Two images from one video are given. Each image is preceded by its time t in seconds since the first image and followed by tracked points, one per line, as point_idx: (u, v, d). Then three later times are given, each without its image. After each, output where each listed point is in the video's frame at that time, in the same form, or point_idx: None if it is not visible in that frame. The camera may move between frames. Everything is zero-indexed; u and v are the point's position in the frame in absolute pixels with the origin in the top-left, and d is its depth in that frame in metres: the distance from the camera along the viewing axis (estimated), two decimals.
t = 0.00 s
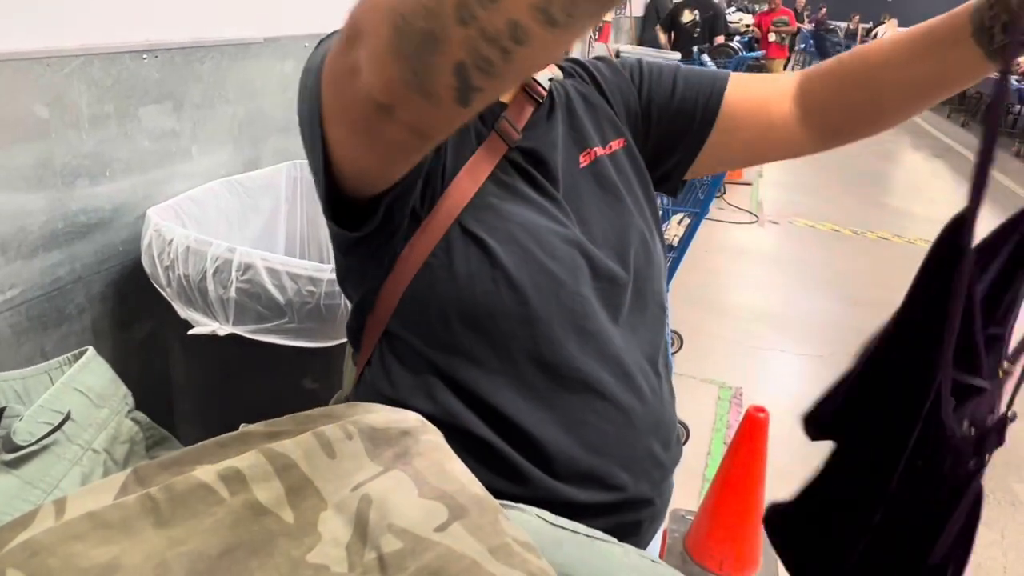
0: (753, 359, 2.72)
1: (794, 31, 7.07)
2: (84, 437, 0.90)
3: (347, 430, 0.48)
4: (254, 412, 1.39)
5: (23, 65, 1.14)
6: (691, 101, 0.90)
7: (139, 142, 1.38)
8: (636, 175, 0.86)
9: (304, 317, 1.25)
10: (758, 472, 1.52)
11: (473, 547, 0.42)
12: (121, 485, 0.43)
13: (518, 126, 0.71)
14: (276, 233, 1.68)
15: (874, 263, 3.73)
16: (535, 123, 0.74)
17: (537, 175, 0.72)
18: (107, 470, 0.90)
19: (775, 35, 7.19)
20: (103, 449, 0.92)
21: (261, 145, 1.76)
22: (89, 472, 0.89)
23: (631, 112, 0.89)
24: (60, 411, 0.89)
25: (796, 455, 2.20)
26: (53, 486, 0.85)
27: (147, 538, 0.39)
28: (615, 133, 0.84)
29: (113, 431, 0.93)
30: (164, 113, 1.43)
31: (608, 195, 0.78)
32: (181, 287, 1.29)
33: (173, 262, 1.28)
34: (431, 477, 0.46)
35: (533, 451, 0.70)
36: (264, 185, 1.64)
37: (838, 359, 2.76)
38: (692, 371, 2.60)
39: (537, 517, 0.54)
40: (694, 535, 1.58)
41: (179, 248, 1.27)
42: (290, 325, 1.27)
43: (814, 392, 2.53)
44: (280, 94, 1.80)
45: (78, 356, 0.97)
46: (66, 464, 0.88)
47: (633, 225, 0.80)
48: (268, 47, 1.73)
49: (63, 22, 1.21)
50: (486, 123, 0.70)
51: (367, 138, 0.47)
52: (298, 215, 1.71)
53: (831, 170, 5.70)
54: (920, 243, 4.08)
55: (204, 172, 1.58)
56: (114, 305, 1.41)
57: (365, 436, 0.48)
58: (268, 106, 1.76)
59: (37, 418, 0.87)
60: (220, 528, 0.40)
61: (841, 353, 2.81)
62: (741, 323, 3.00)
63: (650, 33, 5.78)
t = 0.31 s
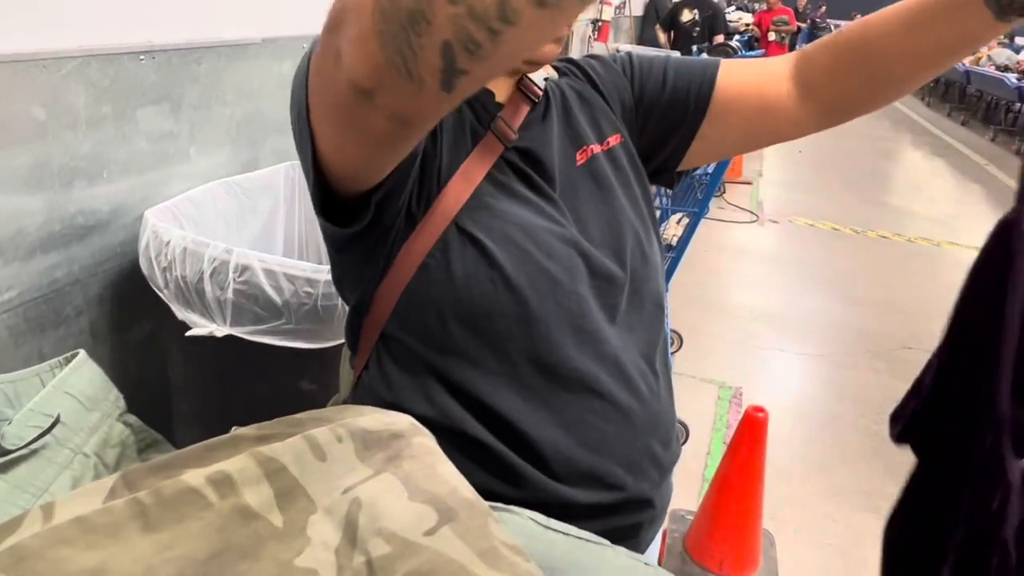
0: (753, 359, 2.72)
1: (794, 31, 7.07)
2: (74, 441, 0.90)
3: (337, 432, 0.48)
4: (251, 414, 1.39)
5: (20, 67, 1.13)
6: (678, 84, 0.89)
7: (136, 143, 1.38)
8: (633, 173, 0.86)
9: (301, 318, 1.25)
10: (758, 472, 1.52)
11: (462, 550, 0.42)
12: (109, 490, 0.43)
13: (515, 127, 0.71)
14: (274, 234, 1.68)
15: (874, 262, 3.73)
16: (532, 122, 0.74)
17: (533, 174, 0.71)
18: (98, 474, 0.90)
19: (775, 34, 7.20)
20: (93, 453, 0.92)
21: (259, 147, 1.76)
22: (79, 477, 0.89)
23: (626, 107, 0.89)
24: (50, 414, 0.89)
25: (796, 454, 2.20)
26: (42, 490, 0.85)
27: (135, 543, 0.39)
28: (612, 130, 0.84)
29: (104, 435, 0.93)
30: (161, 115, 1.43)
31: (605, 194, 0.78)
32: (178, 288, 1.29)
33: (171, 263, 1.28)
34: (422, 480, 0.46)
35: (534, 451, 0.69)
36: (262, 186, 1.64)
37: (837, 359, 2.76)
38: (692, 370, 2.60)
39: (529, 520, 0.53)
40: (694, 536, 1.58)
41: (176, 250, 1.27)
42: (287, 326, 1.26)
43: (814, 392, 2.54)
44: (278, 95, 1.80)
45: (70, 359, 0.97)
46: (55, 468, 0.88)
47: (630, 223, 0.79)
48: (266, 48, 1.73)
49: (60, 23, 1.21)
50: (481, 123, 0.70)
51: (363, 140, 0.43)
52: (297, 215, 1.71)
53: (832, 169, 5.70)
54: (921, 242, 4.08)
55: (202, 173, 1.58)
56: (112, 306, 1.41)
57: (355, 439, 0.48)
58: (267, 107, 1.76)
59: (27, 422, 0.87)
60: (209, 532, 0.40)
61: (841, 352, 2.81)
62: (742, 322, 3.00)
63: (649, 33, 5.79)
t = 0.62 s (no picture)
0: (762, 355, 2.71)
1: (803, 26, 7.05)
2: (92, 435, 0.92)
3: (349, 426, 0.49)
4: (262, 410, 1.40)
5: (31, 68, 1.14)
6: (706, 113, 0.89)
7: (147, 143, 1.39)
8: (648, 180, 0.85)
9: (311, 316, 1.26)
10: (766, 467, 1.52)
11: (472, 542, 0.42)
12: (126, 483, 0.44)
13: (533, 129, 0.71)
14: (283, 233, 1.69)
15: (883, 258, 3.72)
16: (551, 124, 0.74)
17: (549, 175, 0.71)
18: (116, 465, 0.90)
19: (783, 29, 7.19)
20: (111, 447, 0.92)
21: (268, 145, 1.78)
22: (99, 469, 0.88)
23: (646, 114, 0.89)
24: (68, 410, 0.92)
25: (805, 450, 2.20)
26: (62, 482, 0.84)
27: (152, 534, 0.39)
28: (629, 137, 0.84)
29: (121, 428, 0.94)
30: (171, 115, 1.44)
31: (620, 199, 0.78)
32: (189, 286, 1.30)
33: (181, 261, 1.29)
34: (433, 474, 0.47)
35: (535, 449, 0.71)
36: (271, 185, 1.65)
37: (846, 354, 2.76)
38: (700, 366, 2.60)
39: (535, 511, 0.54)
40: (701, 531, 1.59)
41: (187, 248, 1.28)
42: (297, 323, 1.28)
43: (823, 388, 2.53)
44: (287, 94, 1.81)
45: (86, 357, 1.00)
46: (75, 461, 0.87)
47: (647, 224, 0.79)
48: (274, 47, 1.74)
49: (71, 25, 1.23)
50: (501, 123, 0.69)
51: (434, 196, 0.43)
52: (306, 213, 1.73)
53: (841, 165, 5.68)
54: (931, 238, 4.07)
55: (211, 172, 1.59)
56: (123, 304, 1.42)
57: (366, 433, 0.49)
58: (275, 106, 1.77)
59: (45, 418, 0.90)
60: (223, 523, 0.41)
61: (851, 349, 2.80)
62: (750, 319, 2.99)
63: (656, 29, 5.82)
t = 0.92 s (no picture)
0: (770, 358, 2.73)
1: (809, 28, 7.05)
2: (126, 439, 0.94)
3: (372, 430, 0.51)
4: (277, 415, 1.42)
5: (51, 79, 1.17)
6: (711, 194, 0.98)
7: (163, 151, 1.42)
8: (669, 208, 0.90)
9: (324, 321, 1.28)
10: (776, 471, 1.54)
11: (493, 540, 0.44)
12: (164, 484, 0.46)
13: (552, 149, 0.75)
14: (296, 239, 1.72)
15: (892, 261, 3.72)
16: (574, 143, 0.78)
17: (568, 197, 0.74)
18: (148, 471, 0.94)
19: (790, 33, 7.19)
20: (143, 450, 0.96)
21: (281, 153, 1.81)
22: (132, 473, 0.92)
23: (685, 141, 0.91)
24: (104, 414, 0.93)
25: (813, 454, 2.21)
26: (100, 485, 0.89)
27: (189, 534, 0.42)
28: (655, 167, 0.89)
29: (152, 433, 0.97)
30: (186, 123, 1.47)
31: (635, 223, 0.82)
32: (205, 292, 1.33)
33: (198, 268, 1.32)
34: (453, 477, 0.49)
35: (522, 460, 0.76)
36: (284, 192, 1.68)
37: (853, 357, 2.76)
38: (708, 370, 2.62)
39: (549, 513, 0.56)
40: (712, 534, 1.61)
41: (203, 255, 1.31)
42: (311, 328, 1.30)
43: (832, 392, 2.54)
44: (299, 102, 1.84)
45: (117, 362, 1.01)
46: (111, 465, 0.91)
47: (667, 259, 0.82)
48: (287, 56, 1.77)
49: (89, 36, 1.26)
50: (524, 139, 0.75)
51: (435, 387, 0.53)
52: (318, 219, 1.76)
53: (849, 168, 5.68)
54: (940, 241, 4.06)
55: (225, 180, 1.62)
56: (141, 310, 1.45)
57: (388, 436, 0.51)
58: (288, 114, 1.80)
59: (83, 421, 0.91)
60: (256, 523, 0.43)
61: (859, 352, 2.81)
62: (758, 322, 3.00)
63: (662, 33, 5.85)
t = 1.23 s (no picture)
0: (761, 356, 2.73)
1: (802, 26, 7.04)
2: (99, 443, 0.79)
3: (346, 433, 0.50)
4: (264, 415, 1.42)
5: (33, 77, 1.15)
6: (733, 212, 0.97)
7: (148, 150, 1.41)
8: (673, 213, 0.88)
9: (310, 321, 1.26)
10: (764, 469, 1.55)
11: (464, 546, 0.44)
12: (131, 489, 0.45)
13: (545, 150, 0.75)
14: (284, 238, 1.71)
15: (884, 259, 3.73)
16: (571, 143, 0.78)
17: (551, 203, 0.75)
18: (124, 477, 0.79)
19: (783, 30, 7.19)
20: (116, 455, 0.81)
21: (269, 150, 1.79)
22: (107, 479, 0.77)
23: (693, 150, 0.90)
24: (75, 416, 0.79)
25: (804, 452, 2.21)
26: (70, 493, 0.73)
27: (156, 540, 0.41)
28: (661, 172, 0.86)
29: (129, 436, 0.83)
30: (172, 122, 1.45)
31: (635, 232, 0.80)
32: (190, 291, 1.32)
33: (183, 268, 1.31)
34: (426, 478, 0.48)
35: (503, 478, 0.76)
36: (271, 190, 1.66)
37: (844, 355, 2.77)
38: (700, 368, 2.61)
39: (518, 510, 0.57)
40: (702, 531, 1.62)
41: (189, 254, 1.30)
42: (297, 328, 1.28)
43: (823, 390, 2.54)
44: (287, 99, 1.83)
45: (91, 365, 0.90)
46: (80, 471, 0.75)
47: (661, 270, 0.81)
48: (274, 53, 1.76)
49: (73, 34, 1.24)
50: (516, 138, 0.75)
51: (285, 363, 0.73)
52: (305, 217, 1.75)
53: (841, 166, 5.69)
54: (931, 239, 4.08)
55: (212, 178, 1.61)
56: (126, 309, 1.43)
57: (362, 440, 0.49)
58: (275, 111, 1.79)
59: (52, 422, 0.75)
60: (224, 529, 0.42)
61: (851, 349, 2.81)
62: (750, 320, 3.00)
63: (654, 30, 5.84)
